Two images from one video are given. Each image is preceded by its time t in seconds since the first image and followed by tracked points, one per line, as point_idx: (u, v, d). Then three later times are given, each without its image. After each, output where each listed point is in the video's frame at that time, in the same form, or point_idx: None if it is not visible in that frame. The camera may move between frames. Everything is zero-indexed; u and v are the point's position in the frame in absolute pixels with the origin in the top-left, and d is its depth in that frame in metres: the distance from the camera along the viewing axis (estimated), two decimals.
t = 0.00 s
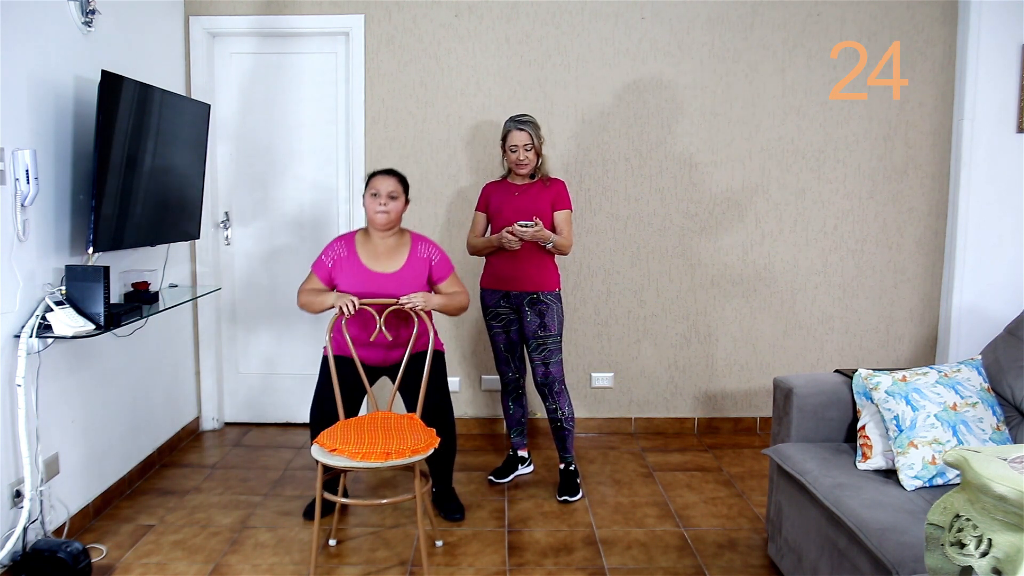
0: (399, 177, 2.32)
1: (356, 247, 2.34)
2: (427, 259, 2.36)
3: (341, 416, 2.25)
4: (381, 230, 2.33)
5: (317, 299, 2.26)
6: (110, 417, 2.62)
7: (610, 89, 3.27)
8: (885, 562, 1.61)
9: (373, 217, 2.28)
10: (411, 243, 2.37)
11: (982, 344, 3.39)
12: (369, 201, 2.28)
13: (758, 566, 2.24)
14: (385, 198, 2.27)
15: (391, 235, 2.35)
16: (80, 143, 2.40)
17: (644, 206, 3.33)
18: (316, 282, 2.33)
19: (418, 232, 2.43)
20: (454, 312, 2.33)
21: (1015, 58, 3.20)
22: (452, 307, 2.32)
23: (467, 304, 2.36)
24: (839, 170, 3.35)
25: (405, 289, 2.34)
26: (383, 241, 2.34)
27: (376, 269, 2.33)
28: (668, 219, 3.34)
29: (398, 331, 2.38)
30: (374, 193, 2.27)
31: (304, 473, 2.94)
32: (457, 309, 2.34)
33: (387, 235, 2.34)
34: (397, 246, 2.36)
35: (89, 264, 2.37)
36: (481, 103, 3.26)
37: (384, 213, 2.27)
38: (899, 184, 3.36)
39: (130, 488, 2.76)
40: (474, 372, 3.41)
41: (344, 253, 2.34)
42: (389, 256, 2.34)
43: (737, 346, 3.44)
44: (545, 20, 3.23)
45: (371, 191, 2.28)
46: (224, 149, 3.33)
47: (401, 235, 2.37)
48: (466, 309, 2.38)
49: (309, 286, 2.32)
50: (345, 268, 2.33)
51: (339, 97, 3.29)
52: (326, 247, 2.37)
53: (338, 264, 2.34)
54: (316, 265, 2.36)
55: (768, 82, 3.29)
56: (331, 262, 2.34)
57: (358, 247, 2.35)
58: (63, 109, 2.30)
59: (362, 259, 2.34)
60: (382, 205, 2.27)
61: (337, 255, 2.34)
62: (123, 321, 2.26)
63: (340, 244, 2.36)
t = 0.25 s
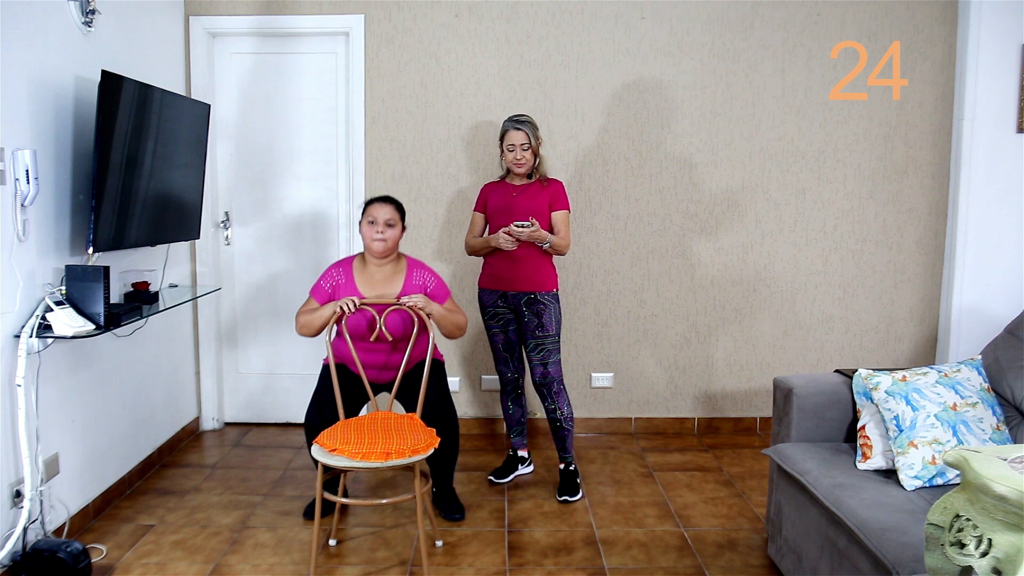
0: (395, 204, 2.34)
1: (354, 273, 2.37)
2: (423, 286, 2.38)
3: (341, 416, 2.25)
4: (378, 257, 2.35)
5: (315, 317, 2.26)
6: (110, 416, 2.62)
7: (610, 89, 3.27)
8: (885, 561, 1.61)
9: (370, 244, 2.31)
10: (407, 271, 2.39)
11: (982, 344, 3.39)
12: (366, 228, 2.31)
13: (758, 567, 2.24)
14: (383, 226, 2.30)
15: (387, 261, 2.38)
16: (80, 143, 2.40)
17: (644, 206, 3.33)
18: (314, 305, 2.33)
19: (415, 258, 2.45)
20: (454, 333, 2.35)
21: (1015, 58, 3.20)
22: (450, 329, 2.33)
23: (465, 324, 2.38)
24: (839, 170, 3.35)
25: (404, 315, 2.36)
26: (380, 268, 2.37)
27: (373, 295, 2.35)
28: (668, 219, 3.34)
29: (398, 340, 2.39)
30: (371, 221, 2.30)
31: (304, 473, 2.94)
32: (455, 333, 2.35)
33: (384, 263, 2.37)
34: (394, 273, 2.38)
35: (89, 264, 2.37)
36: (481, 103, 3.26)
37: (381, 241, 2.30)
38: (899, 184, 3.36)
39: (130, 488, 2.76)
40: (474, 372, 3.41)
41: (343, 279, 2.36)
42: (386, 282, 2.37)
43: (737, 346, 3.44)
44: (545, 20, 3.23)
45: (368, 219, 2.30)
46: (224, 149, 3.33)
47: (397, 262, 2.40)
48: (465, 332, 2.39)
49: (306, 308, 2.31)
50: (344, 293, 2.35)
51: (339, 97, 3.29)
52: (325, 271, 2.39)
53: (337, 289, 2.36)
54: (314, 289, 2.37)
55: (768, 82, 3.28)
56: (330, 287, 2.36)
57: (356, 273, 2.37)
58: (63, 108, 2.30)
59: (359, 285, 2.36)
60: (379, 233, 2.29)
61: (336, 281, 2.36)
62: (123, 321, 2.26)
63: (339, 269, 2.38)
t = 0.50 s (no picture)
0: (393, 221, 2.34)
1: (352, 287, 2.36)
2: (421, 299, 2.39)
3: (341, 416, 2.25)
4: (375, 272, 2.36)
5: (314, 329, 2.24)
6: (111, 416, 2.62)
7: (610, 88, 3.27)
8: (885, 561, 1.61)
9: (367, 260, 2.32)
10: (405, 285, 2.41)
11: (982, 344, 3.39)
12: (363, 245, 2.31)
13: (758, 567, 2.24)
14: (380, 242, 2.31)
15: (384, 277, 2.39)
16: (80, 144, 2.40)
17: (644, 206, 3.33)
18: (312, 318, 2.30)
19: (412, 273, 2.46)
20: (454, 346, 2.35)
21: (1015, 58, 3.20)
22: (449, 342, 2.34)
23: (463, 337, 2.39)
24: (839, 170, 3.35)
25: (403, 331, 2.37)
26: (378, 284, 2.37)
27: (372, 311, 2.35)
28: (668, 219, 3.34)
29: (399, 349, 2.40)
30: (369, 237, 2.30)
31: (304, 474, 2.94)
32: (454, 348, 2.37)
33: (381, 278, 2.38)
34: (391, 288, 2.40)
35: (89, 264, 2.37)
36: (481, 103, 3.26)
37: (378, 257, 2.31)
38: (899, 184, 3.36)
39: (130, 489, 2.76)
40: (474, 372, 3.41)
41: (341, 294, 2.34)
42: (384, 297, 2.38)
43: (737, 346, 3.44)
44: (545, 20, 3.23)
45: (366, 235, 2.31)
46: (224, 149, 3.33)
47: (394, 277, 2.41)
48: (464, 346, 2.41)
49: (303, 321, 2.29)
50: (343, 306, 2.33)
51: (339, 97, 3.29)
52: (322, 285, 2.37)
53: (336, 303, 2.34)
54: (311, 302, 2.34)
55: (768, 82, 3.29)
56: (329, 301, 2.33)
57: (354, 288, 2.36)
58: (63, 109, 2.30)
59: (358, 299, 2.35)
60: (376, 249, 2.30)
61: (335, 294, 2.34)
62: (123, 321, 2.26)
63: (337, 284, 2.36)
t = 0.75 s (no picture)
0: (383, 203, 2.31)
1: (345, 274, 2.34)
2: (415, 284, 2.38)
3: (342, 416, 2.25)
4: (366, 256, 2.33)
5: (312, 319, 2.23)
6: (111, 416, 2.62)
7: (610, 88, 3.27)
8: (885, 561, 1.61)
9: (359, 243, 2.29)
10: (397, 269, 2.39)
11: (982, 344, 3.39)
12: (354, 228, 2.28)
13: (758, 567, 2.24)
14: (370, 223, 2.28)
15: (376, 260, 2.36)
16: (80, 144, 2.40)
17: (644, 206, 3.33)
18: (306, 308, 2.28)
19: (403, 256, 2.44)
20: (447, 330, 2.36)
21: (1015, 58, 3.20)
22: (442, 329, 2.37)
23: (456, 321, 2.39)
24: (839, 170, 3.35)
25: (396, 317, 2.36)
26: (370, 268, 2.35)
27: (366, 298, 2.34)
28: (668, 219, 3.34)
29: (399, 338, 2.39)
30: (359, 220, 2.27)
31: (304, 474, 2.94)
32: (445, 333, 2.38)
33: (373, 262, 2.35)
34: (384, 272, 2.37)
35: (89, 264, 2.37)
36: (481, 103, 3.26)
37: (370, 239, 2.28)
38: (899, 184, 3.36)
39: (130, 488, 2.76)
40: (474, 372, 3.41)
41: (334, 282, 2.32)
42: (377, 282, 2.36)
43: (737, 346, 3.44)
44: (545, 20, 3.23)
45: (357, 218, 2.28)
46: (224, 149, 3.32)
47: (386, 261, 2.38)
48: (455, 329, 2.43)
49: (299, 311, 2.27)
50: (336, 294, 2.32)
51: (339, 97, 3.29)
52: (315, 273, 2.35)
53: (329, 291, 2.32)
54: (304, 292, 2.32)
55: (768, 82, 3.29)
56: (322, 289, 2.31)
57: (346, 275, 2.34)
58: (63, 109, 2.30)
59: (350, 286, 2.33)
60: (367, 231, 2.27)
61: (328, 283, 2.32)
62: (123, 321, 2.26)
63: (330, 274, 2.33)
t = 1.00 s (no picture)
0: (357, 159, 2.30)
1: (320, 230, 2.33)
2: (391, 236, 2.36)
3: (341, 416, 2.25)
4: (342, 211, 2.31)
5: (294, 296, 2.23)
6: (111, 416, 2.62)
7: (610, 88, 3.26)
8: (885, 561, 1.61)
9: (333, 198, 2.27)
10: (374, 221, 2.36)
11: (982, 344, 3.39)
12: (327, 182, 2.27)
13: (758, 566, 2.24)
14: (345, 177, 2.26)
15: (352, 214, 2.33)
16: (80, 144, 2.40)
17: (644, 206, 3.33)
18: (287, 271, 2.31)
19: (379, 210, 2.41)
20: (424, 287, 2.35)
21: (1015, 58, 3.20)
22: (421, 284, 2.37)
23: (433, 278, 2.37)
24: (839, 170, 3.35)
25: (372, 269, 2.34)
26: (346, 222, 2.32)
27: (342, 252, 2.32)
28: (668, 219, 3.34)
29: (394, 326, 2.38)
30: (333, 174, 2.26)
31: (304, 474, 2.94)
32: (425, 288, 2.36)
33: (349, 216, 2.32)
34: (361, 225, 2.34)
35: (89, 264, 2.37)
36: (481, 103, 3.26)
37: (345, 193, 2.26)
38: (899, 184, 3.36)
39: (130, 488, 2.76)
40: (474, 372, 3.41)
41: (308, 238, 2.32)
42: (354, 236, 2.33)
43: (737, 346, 3.44)
44: (544, 20, 3.23)
45: (330, 172, 2.26)
46: (224, 148, 3.32)
47: (362, 214, 2.35)
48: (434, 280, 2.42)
49: (282, 274, 2.31)
50: (313, 250, 2.32)
51: (339, 96, 3.29)
52: (292, 232, 2.35)
53: (306, 249, 2.32)
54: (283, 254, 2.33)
55: (768, 82, 3.28)
56: (299, 247, 2.32)
57: (322, 230, 2.33)
58: (63, 109, 2.30)
59: (327, 241, 2.32)
60: (341, 186, 2.25)
61: (303, 240, 2.32)
62: (123, 321, 2.26)
63: (305, 231, 2.33)
